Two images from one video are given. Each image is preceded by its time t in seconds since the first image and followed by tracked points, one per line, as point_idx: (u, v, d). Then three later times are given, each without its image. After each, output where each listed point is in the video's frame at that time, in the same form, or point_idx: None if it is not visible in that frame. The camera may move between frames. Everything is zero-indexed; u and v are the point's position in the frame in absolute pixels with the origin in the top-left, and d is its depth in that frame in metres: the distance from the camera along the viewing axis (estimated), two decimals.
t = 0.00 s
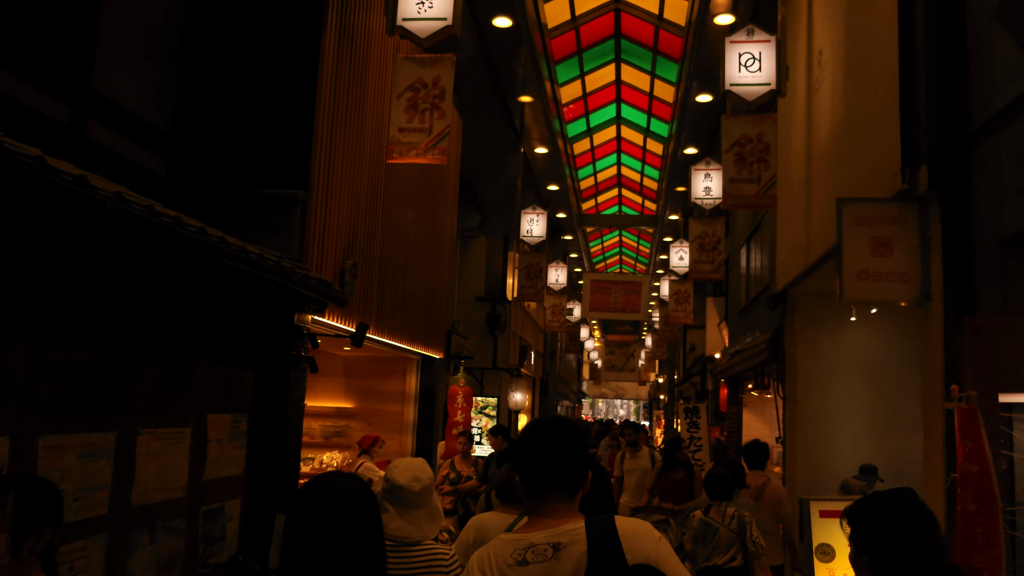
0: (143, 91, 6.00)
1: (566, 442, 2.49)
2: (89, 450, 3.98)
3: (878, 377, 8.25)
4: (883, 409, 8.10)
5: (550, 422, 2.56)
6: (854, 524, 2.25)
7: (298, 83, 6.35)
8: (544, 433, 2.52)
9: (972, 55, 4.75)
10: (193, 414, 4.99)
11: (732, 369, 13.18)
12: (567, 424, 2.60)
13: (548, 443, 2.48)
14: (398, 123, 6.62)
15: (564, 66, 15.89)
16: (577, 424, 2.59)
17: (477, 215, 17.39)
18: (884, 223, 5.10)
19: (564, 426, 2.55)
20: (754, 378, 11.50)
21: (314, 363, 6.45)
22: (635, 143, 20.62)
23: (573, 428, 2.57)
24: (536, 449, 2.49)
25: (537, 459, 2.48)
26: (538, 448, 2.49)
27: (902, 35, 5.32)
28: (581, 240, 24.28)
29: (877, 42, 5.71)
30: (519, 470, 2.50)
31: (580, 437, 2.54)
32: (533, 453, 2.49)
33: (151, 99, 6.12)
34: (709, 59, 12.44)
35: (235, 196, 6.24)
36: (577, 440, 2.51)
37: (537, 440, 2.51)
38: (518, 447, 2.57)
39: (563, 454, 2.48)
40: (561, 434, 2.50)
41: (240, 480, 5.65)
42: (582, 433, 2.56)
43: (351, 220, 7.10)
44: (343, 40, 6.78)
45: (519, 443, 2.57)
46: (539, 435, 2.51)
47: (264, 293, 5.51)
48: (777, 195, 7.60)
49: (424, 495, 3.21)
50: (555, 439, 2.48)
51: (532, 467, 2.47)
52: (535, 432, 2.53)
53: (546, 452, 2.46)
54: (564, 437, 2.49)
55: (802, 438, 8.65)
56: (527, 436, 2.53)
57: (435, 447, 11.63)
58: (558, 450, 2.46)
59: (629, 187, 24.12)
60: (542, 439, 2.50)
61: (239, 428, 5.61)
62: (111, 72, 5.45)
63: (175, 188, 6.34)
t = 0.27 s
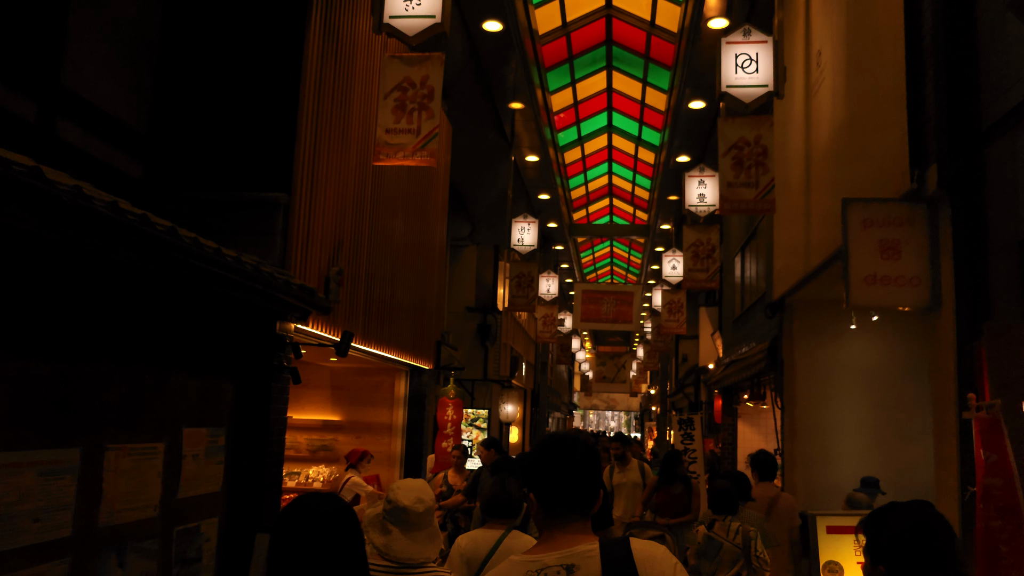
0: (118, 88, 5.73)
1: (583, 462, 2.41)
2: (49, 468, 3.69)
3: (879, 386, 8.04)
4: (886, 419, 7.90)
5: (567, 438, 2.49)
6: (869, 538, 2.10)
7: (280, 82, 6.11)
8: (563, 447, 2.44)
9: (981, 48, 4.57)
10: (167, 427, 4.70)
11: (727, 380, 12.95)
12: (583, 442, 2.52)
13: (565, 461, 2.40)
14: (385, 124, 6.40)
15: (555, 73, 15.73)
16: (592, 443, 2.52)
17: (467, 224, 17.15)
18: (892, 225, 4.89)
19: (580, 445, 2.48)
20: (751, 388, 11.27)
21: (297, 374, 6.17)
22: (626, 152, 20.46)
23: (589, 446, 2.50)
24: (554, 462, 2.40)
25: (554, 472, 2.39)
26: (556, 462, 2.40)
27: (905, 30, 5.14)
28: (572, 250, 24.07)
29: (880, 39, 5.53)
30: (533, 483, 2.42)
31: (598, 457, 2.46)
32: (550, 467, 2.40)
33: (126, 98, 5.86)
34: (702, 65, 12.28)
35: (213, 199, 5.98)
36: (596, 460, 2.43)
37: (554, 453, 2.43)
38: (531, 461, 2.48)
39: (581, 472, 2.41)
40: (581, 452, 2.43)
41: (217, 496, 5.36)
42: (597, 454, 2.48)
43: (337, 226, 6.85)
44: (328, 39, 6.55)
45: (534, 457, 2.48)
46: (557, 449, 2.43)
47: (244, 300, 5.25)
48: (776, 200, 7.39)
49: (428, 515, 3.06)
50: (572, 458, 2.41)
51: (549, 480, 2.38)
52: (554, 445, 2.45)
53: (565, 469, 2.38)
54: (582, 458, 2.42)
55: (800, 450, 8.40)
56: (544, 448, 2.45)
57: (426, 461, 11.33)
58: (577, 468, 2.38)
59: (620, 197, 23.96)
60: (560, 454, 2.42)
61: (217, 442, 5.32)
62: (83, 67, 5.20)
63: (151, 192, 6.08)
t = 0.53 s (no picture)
0: (88, 77, 5.45)
1: (590, 461, 2.34)
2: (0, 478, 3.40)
3: (882, 390, 8.01)
4: (891, 424, 7.90)
5: (575, 435, 2.43)
6: (890, 550, 2.15)
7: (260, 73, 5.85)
8: (571, 444, 2.39)
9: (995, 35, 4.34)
10: (134, 435, 4.41)
11: (722, 386, 12.71)
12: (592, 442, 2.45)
13: (572, 460, 2.34)
14: (371, 118, 6.14)
15: (547, 75, 15.51)
16: (601, 442, 2.45)
17: (458, 229, 16.88)
18: (901, 220, 4.65)
19: (590, 444, 2.41)
20: (746, 394, 11.03)
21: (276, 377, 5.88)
22: (618, 156, 20.27)
23: (600, 444, 2.44)
24: (561, 462, 2.34)
25: (562, 471, 2.33)
26: (562, 461, 2.34)
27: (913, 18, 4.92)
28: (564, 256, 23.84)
29: (886, 29, 5.31)
30: (541, 482, 2.36)
31: (606, 454, 2.40)
32: (556, 467, 2.34)
33: (97, 88, 5.58)
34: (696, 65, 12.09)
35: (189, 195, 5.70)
36: (605, 459, 2.36)
37: (561, 453, 2.37)
38: (538, 459, 2.42)
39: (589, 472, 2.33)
40: (588, 451, 2.37)
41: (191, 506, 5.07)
42: (607, 453, 2.42)
43: (320, 224, 6.58)
44: (311, 29, 6.29)
45: (541, 456, 2.40)
46: (564, 447, 2.37)
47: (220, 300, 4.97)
48: (775, 199, 7.17)
49: (424, 516, 3.18)
50: (578, 459, 2.34)
51: (555, 479, 2.32)
52: (561, 444, 2.38)
53: (572, 468, 2.32)
54: (588, 457, 2.34)
55: (801, 457, 8.17)
56: (550, 447, 2.38)
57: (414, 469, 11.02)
58: (584, 467, 2.31)
59: (612, 202, 23.77)
60: (567, 454, 2.35)
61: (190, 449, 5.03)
62: (48, 54, 4.93)
63: (123, 187, 5.79)
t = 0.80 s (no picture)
0: (68, 72, 5.21)
1: (603, 488, 2.33)
2: None
3: (895, 397, 7.76)
4: (904, 431, 7.67)
5: (593, 456, 2.42)
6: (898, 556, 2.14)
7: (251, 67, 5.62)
8: (585, 467, 2.37)
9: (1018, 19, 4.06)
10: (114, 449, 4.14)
11: (726, 394, 12.47)
12: (605, 459, 2.46)
13: (583, 487, 2.33)
14: (366, 116, 5.91)
15: (546, 79, 15.32)
16: (619, 464, 2.44)
17: (457, 234, 16.66)
18: (925, 218, 4.40)
19: (607, 465, 2.40)
20: (752, 401, 10.80)
21: (268, 385, 5.62)
22: (618, 161, 20.06)
23: (617, 465, 2.43)
24: (574, 485, 2.34)
25: (573, 493, 2.33)
26: (574, 484, 2.34)
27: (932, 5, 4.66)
28: (564, 262, 23.63)
29: (904, 18, 5.07)
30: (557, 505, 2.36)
31: (624, 480, 2.38)
32: (569, 490, 2.34)
33: (78, 84, 5.33)
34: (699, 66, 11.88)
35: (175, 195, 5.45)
36: (620, 483, 2.35)
37: (574, 476, 2.36)
38: (551, 479, 2.42)
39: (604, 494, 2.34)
40: (603, 476, 2.35)
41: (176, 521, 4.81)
42: (626, 476, 2.40)
43: (313, 227, 6.32)
44: (304, 24, 6.06)
45: (555, 476, 2.41)
46: (576, 472, 2.37)
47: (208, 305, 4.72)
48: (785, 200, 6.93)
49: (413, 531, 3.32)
50: (589, 485, 2.33)
51: (566, 503, 2.33)
52: (574, 466, 2.38)
53: (583, 494, 2.31)
54: (600, 485, 2.33)
55: (810, 466, 7.89)
56: (564, 468, 2.38)
57: (411, 480, 10.76)
58: (596, 495, 2.30)
59: (612, 207, 23.55)
60: (578, 479, 2.35)
61: (173, 461, 4.76)
62: (26, 47, 4.69)
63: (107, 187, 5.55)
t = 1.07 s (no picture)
0: (42, 57, 4.94)
1: (595, 495, 2.08)
2: None
3: (901, 400, 7.53)
4: (911, 434, 7.45)
5: (584, 458, 2.18)
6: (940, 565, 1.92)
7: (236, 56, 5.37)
8: (577, 472, 2.14)
9: None
10: (81, 455, 3.86)
11: (722, 401, 12.24)
12: (596, 462, 2.21)
13: (574, 494, 2.10)
14: (356, 108, 5.68)
15: (540, 82, 15.11)
16: (612, 468, 2.20)
17: (448, 239, 16.40)
18: (943, 211, 4.19)
19: (600, 471, 2.15)
20: (750, 407, 10.56)
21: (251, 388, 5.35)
22: (612, 167, 19.87)
23: (612, 468, 2.19)
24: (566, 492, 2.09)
25: (563, 501, 2.10)
26: (564, 491, 2.10)
27: None
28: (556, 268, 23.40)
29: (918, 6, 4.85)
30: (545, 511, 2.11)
31: (616, 486, 2.14)
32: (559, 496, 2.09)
33: (52, 70, 5.06)
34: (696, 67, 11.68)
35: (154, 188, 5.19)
36: (613, 489, 2.12)
37: (565, 483, 2.12)
38: (540, 485, 2.18)
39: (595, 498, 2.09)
40: (596, 482, 2.11)
41: (150, 532, 4.52)
42: (621, 482, 2.15)
43: (301, 224, 6.08)
44: (291, 12, 5.81)
45: (546, 481, 2.16)
46: (568, 476, 2.13)
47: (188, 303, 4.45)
48: (788, 199, 6.72)
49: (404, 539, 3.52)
50: (582, 492, 2.09)
51: (556, 513, 2.09)
52: (565, 472, 2.14)
53: (575, 501, 2.08)
54: (593, 492, 2.09)
55: (814, 472, 7.68)
56: (553, 474, 2.14)
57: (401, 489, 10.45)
58: (588, 503, 2.06)
59: (605, 213, 23.36)
60: (571, 484, 2.11)
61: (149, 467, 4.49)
62: (2, 29, 4.40)
63: (83, 180, 5.28)
